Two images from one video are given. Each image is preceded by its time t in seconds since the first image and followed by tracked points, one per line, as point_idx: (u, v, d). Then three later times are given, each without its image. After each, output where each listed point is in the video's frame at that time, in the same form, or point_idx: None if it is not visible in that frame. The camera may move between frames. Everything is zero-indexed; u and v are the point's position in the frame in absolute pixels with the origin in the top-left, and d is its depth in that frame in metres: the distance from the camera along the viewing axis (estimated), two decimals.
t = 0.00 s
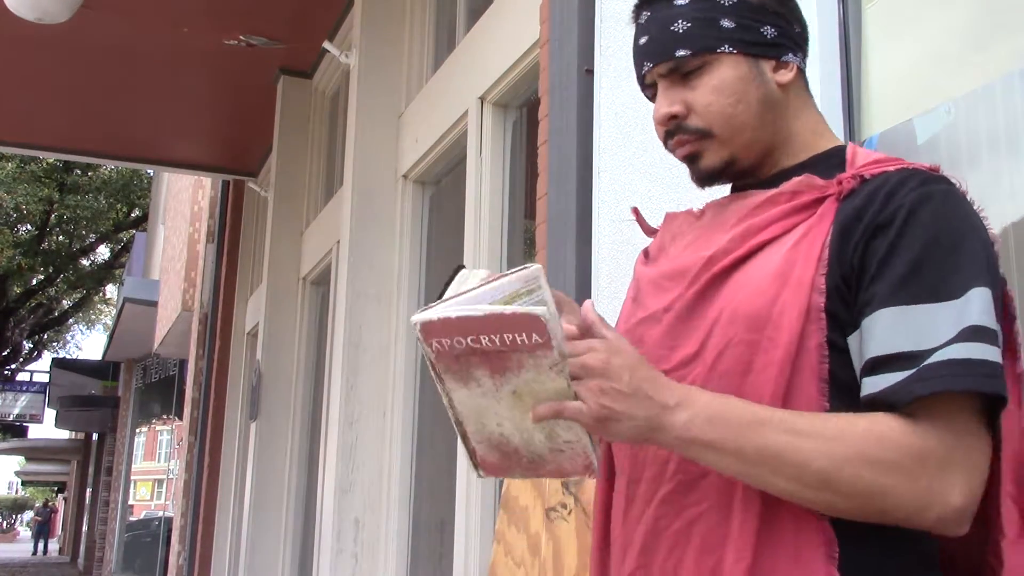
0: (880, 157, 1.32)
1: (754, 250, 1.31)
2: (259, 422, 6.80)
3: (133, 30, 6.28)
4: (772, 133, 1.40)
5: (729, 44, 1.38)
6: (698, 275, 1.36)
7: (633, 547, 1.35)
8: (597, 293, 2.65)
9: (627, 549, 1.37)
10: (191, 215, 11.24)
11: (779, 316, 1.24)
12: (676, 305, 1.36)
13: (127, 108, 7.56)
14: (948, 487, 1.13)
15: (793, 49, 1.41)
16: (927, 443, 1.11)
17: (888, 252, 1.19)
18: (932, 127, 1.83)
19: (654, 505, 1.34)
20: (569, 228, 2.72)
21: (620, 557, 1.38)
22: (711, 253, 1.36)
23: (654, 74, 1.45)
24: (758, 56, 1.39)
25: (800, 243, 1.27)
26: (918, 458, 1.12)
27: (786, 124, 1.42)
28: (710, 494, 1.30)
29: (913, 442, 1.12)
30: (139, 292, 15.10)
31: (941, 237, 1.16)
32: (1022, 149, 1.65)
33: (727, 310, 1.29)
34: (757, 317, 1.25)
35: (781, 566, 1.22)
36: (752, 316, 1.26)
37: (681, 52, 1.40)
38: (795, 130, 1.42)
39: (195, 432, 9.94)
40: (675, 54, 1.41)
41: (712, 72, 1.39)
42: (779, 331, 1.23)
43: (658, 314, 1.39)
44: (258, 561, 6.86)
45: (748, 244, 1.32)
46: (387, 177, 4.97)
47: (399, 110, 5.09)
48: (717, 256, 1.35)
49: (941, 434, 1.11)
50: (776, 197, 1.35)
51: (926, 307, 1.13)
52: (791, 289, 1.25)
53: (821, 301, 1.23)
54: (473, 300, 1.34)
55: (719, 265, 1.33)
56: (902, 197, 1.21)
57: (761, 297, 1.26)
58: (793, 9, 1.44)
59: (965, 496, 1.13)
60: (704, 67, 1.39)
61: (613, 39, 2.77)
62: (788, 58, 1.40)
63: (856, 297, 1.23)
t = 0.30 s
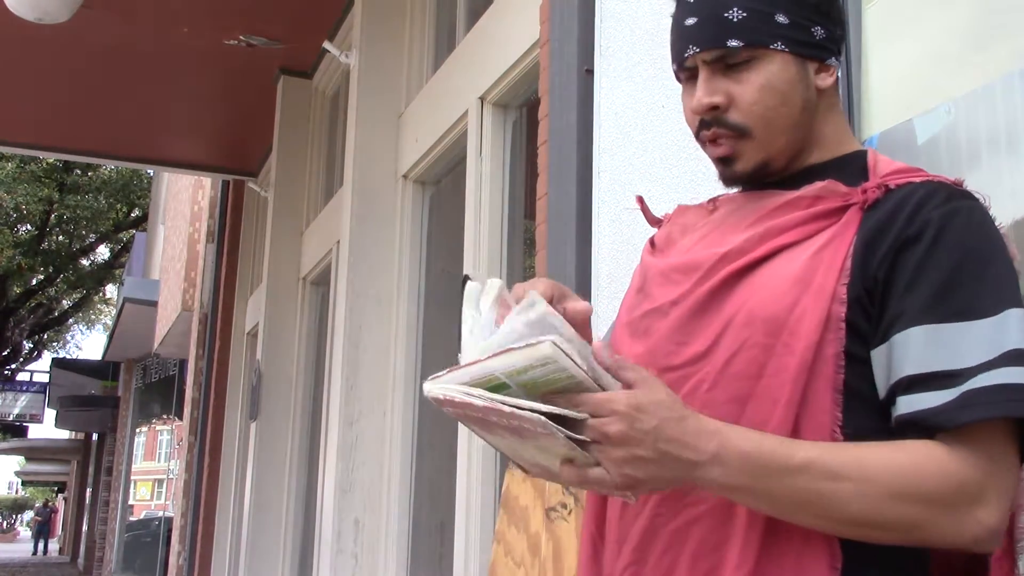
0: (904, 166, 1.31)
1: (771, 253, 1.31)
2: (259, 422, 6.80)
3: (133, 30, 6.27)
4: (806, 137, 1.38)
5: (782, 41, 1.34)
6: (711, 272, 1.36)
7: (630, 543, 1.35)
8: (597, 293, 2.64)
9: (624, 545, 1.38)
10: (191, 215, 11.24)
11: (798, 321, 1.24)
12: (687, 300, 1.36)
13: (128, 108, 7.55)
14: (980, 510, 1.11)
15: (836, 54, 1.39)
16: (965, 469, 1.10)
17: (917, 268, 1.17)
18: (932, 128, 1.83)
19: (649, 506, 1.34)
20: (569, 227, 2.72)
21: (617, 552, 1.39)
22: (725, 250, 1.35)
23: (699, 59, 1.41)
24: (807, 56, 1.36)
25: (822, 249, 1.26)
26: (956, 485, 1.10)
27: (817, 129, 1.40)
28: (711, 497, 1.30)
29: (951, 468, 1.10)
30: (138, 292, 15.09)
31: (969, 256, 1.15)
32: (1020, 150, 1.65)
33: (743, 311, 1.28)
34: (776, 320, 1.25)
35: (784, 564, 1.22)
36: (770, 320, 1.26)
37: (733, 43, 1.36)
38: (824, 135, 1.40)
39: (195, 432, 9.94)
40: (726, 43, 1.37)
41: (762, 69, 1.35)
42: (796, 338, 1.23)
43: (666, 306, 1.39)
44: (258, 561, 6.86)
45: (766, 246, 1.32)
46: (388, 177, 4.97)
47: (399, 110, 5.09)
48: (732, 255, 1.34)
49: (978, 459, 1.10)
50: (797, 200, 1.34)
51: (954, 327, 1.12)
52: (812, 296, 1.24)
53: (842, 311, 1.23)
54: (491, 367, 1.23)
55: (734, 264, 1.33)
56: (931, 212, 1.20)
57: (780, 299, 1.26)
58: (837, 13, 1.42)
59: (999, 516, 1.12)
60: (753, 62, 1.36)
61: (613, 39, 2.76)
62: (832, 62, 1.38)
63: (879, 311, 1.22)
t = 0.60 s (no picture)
0: (910, 168, 1.31)
1: (778, 253, 1.31)
2: (259, 422, 6.80)
3: (133, 30, 6.28)
4: (817, 139, 1.38)
5: (801, 41, 1.35)
6: (716, 273, 1.36)
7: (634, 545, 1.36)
8: (597, 292, 2.65)
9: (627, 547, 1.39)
10: (191, 216, 11.24)
11: (804, 324, 1.24)
12: (691, 301, 1.37)
13: (128, 108, 7.56)
14: (989, 518, 1.11)
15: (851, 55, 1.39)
16: (970, 478, 1.10)
17: (925, 274, 1.17)
18: (932, 127, 1.83)
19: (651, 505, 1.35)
20: (570, 226, 2.73)
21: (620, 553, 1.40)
22: (730, 251, 1.36)
23: (716, 55, 1.41)
24: (823, 56, 1.36)
25: (829, 251, 1.27)
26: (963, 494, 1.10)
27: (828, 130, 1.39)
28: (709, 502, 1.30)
29: (957, 475, 1.10)
30: (138, 292, 15.09)
31: (975, 264, 1.15)
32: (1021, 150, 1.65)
33: (750, 313, 1.29)
34: (782, 323, 1.26)
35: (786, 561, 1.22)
36: (776, 322, 1.26)
37: (754, 40, 1.36)
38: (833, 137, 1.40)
39: (195, 432, 9.95)
40: (746, 41, 1.37)
41: (781, 68, 1.35)
42: (802, 341, 1.24)
43: (672, 306, 1.40)
44: (258, 561, 6.86)
45: (772, 247, 1.32)
46: (388, 177, 4.97)
47: (399, 109, 5.10)
48: (737, 255, 1.35)
49: (986, 469, 1.10)
50: (803, 201, 1.34)
51: (963, 333, 1.12)
52: (817, 299, 1.24)
53: (848, 315, 1.23)
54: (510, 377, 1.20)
55: (739, 265, 1.33)
56: (937, 217, 1.20)
57: (787, 301, 1.26)
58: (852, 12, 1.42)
59: (1005, 523, 1.12)
60: (771, 61, 1.36)
61: (613, 38, 2.75)
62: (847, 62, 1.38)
63: (885, 314, 1.22)
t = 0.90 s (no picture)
0: (912, 166, 1.31)
1: (774, 255, 1.31)
2: (259, 422, 6.80)
3: (133, 30, 6.28)
4: (815, 137, 1.38)
5: (792, 40, 1.35)
6: (714, 274, 1.36)
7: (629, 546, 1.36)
8: (597, 293, 2.64)
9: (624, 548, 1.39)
10: (191, 216, 11.23)
11: (796, 327, 1.24)
12: (689, 303, 1.37)
13: (128, 108, 7.55)
14: (987, 522, 1.11)
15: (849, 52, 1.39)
16: (957, 480, 1.10)
17: (918, 277, 1.17)
18: (933, 128, 1.83)
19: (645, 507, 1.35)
20: (569, 226, 2.73)
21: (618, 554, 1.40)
22: (728, 253, 1.36)
23: (707, 58, 1.42)
24: (817, 54, 1.36)
25: (824, 253, 1.26)
26: (951, 496, 1.10)
27: (826, 129, 1.39)
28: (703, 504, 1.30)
29: (945, 477, 1.10)
30: (138, 292, 15.08)
31: (973, 263, 1.14)
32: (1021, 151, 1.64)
33: (743, 315, 1.28)
34: (775, 325, 1.26)
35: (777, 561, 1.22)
36: (769, 324, 1.26)
37: (742, 41, 1.36)
38: (832, 135, 1.40)
39: (195, 432, 9.94)
40: (734, 43, 1.37)
41: (771, 68, 1.36)
42: (793, 343, 1.23)
43: (672, 308, 1.40)
44: (258, 561, 6.86)
45: (769, 248, 1.32)
46: (388, 177, 4.97)
47: (399, 110, 5.09)
48: (735, 257, 1.35)
49: (980, 472, 1.10)
50: (801, 203, 1.34)
51: (955, 336, 1.12)
52: (810, 301, 1.24)
53: (840, 318, 1.23)
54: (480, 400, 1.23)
55: (735, 267, 1.33)
56: (932, 218, 1.19)
57: (780, 304, 1.26)
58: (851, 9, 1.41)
59: (1000, 529, 1.11)
60: (761, 61, 1.36)
61: (614, 38, 2.75)
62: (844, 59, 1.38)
63: (878, 317, 1.22)
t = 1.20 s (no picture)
0: (909, 158, 1.29)
1: (770, 256, 1.31)
2: (259, 422, 6.80)
3: (132, 29, 6.28)
4: (804, 130, 1.38)
5: (767, 37, 1.35)
6: (713, 276, 1.36)
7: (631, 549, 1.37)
8: (597, 293, 2.64)
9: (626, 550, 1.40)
10: (191, 216, 11.23)
11: (788, 330, 1.24)
12: (687, 306, 1.37)
13: (128, 108, 7.56)
14: (968, 516, 1.10)
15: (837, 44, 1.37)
16: (943, 476, 1.09)
17: (906, 274, 1.16)
18: (932, 127, 1.83)
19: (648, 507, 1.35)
20: (569, 226, 2.73)
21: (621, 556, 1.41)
22: (725, 256, 1.36)
23: (687, 60, 1.43)
24: (798, 48, 1.35)
25: (817, 254, 1.26)
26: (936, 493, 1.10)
27: (817, 122, 1.38)
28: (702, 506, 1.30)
29: (930, 473, 1.10)
30: (138, 292, 15.08)
31: (960, 256, 1.13)
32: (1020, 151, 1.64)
33: (737, 319, 1.29)
34: (767, 328, 1.26)
35: (775, 561, 1.23)
36: (762, 328, 1.26)
37: (716, 42, 1.38)
38: (824, 129, 1.39)
39: (196, 432, 9.94)
40: (709, 44, 1.39)
41: (748, 66, 1.36)
42: (786, 346, 1.24)
43: (672, 311, 1.40)
44: (258, 561, 6.86)
45: (765, 250, 1.32)
46: (388, 177, 4.97)
47: (399, 110, 5.09)
48: (731, 260, 1.35)
49: (960, 463, 1.09)
50: (794, 203, 1.34)
51: (941, 331, 1.11)
52: (803, 303, 1.24)
53: (831, 320, 1.23)
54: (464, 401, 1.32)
55: (731, 270, 1.33)
56: (922, 214, 1.19)
57: (773, 307, 1.26)
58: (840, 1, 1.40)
59: (990, 523, 1.10)
60: (738, 59, 1.37)
61: (613, 38, 2.75)
62: (829, 52, 1.36)
63: (869, 316, 1.22)
